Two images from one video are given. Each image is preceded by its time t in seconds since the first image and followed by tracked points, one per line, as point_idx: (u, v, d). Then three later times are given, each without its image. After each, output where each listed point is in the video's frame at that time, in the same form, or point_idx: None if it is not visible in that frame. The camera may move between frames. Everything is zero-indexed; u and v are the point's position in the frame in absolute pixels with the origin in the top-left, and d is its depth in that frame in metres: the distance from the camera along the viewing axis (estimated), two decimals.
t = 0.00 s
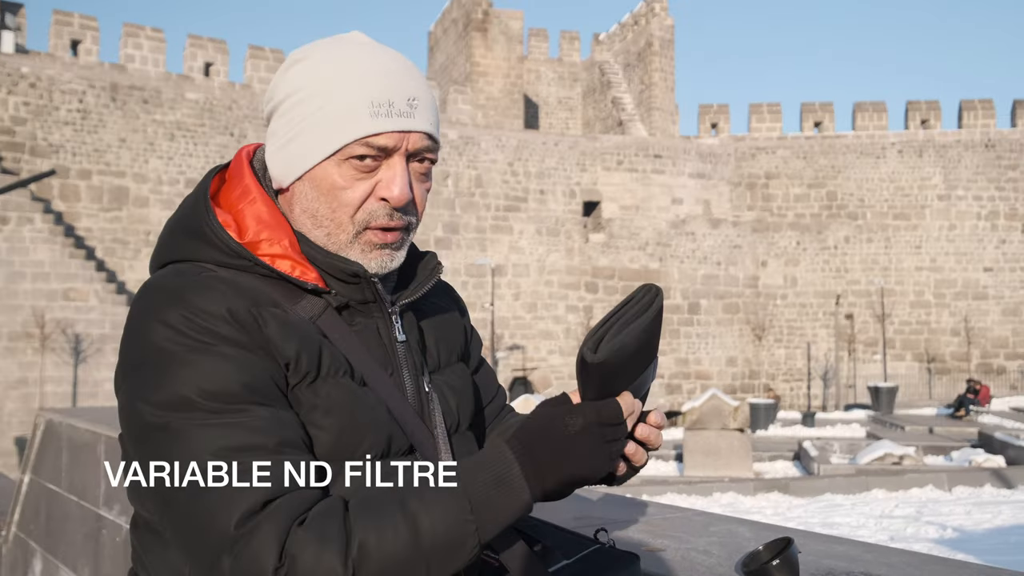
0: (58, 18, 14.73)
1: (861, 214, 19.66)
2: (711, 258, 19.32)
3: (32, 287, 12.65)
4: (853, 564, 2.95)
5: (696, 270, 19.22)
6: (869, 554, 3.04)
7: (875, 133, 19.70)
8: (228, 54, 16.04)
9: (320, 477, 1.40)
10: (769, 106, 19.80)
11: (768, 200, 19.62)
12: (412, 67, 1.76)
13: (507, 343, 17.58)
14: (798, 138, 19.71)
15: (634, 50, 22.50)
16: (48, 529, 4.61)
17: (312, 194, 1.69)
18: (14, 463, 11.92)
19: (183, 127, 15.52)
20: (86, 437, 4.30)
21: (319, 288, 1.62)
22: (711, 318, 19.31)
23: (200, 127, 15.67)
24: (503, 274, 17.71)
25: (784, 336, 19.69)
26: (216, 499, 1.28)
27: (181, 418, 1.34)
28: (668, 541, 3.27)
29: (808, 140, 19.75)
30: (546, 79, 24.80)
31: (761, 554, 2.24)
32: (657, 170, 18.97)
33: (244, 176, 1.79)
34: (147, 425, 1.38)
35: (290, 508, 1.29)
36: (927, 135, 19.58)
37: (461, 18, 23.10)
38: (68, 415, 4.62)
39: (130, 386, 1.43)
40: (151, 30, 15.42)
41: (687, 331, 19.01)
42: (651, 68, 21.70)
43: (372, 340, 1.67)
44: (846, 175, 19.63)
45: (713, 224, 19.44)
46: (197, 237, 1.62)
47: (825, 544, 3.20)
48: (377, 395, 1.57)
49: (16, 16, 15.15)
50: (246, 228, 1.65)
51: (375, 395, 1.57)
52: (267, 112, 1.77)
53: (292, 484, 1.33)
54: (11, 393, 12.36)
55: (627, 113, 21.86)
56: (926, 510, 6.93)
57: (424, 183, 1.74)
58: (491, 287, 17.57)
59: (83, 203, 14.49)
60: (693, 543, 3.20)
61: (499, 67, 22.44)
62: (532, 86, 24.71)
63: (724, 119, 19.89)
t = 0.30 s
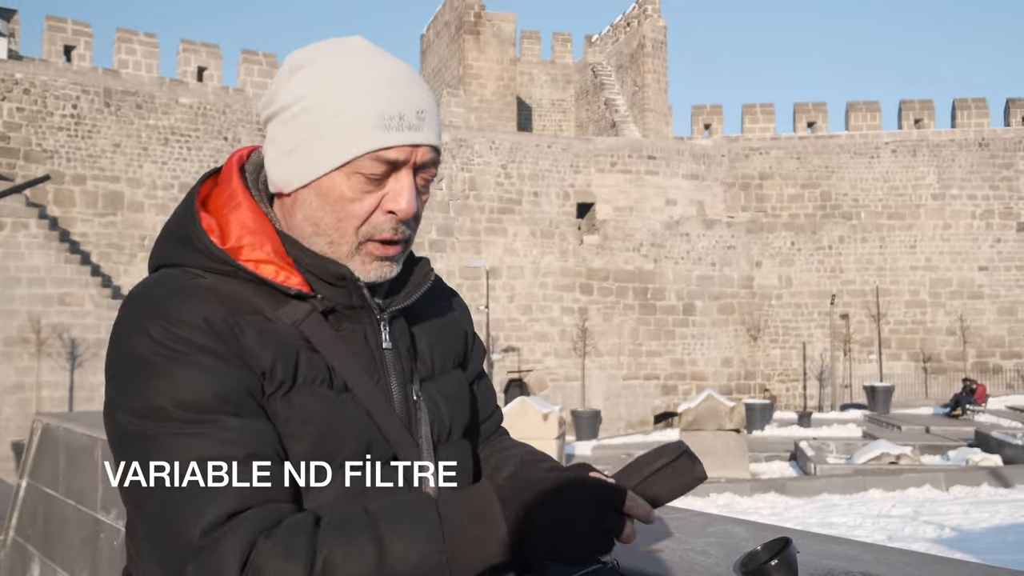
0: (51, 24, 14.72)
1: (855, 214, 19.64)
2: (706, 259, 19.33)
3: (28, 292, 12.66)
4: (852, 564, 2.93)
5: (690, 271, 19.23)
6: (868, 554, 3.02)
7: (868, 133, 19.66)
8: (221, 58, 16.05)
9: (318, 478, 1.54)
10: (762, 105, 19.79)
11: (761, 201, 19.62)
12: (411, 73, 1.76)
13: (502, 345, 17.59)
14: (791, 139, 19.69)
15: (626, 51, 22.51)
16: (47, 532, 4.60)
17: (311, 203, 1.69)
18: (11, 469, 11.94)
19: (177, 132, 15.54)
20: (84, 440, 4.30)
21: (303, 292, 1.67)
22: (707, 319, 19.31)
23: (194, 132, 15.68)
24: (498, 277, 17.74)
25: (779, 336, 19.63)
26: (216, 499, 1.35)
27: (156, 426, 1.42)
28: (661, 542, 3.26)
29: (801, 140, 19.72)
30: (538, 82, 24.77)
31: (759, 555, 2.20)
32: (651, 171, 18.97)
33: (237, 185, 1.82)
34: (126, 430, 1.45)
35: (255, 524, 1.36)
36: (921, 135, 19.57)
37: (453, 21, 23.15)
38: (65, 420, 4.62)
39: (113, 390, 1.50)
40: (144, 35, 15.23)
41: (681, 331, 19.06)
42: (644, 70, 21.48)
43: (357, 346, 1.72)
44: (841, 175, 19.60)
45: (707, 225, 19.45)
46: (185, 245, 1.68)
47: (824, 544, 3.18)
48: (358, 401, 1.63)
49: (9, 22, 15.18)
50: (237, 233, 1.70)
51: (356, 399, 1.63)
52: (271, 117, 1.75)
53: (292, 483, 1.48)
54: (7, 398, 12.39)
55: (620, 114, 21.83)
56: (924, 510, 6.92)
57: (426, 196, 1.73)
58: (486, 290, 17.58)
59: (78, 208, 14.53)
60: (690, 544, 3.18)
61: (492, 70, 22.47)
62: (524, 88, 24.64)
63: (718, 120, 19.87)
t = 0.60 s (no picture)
0: (52, 28, 14.76)
1: (856, 214, 19.57)
2: (706, 260, 19.30)
3: (30, 295, 12.73)
4: (856, 565, 2.93)
5: (691, 272, 19.20)
6: (870, 556, 3.02)
7: (868, 132, 19.60)
8: (221, 61, 16.08)
9: (317, 480, 1.14)
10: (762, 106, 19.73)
11: (762, 201, 19.53)
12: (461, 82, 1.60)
13: (503, 347, 17.60)
14: (791, 139, 19.66)
15: (625, 52, 22.55)
16: (50, 534, 4.62)
17: (382, 215, 1.45)
18: (13, 471, 12.02)
19: (179, 135, 15.60)
20: (87, 443, 4.32)
21: (359, 297, 1.42)
22: (708, 320, 19.30)
23: (195, 135, 15.73)
24: (498, 278, 17.75)
25: (780, 336, 19.55)
26: (228, 498, 1.16)
27: (242, 432, 1.16)
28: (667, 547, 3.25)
29: (801, 140, 19.67)
30: (537, 83, 24.82)
31: (763, 556, 2.11)
32: (651, 172, 18.97)
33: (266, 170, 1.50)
34: (198, 437, 1.19)
35: (388, 509, 1.18)
36: (922, 134, 19.50)
37: (451, 23, 23.27)
38: (69, 422, 4.64)
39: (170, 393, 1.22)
40: (145, 38, 15.41)
41: (682, 333, 19.05)
42: (643, 71, 21.46)
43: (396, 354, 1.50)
44: (841, 175, 19.55)
45: (708, 225, 19.42)
46: (230, 234, 1.37)
47: (827, 545, 3.18)
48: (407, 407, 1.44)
49: (10, 26, 15.26)
50: (285, 228, 1.40)
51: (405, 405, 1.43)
52: (335, 127, 1.44)
53: (291, 485, 1.14)
54: (11, 401, 12.47)
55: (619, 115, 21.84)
56: (926, 511, 6.88)
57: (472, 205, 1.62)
58: (486, 292, 17.61)
59: (80, 211, 14.62)
60: (694, 546, 3.17)
61: (491, 71, 22.54)
62: (523, 90, 24.56)
63: (717, 120, 19.85)
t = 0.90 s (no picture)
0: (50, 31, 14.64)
1: (856, 213, 19.61)
2: (707, 260, 19.32)
3: (30, 299, 12.69)
4: (860, 565, 2.77)
5: (692, 272, 19.22)
6: (873, 556, 2.87)
7: (868, 132, 19.64)
8: (220, 63, 16.02)
9: (318, 480, 1.19)
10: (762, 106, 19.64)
11: (762, 201, 19.58)
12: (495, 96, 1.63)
13: (504, 348, 17.58)
14: (792, 139, 19.68)
15: (625, 53, 22.62)
16: (50, 538, 4.60)
17: (462, 225, 1.46)
18: (14, 475, 11.98)
19: (178, 137, 15.60)
20: (87, 445, 4.31)
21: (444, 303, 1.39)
22: (708, 320, 19.35)
23: (195, 137, 15.75)
24: (498, 279, 17.74)
25: (781, 336, 19.57)
26: (277, 498, 1.25)
27: (383, 438, 1.16)
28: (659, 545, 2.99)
29: (802, 140, 19.71)
30: (538, 84, 24.62)
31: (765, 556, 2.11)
32: (651, 172, 18.97)
33: (348, 169, 1.45)
34: (329, 440, 1.17)
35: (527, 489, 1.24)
36: (921, 134, 19.53)
37: (452, 24, 23.34)
38: (69, 426, 4.62)
39: (299, 395, 1.19)
40: (144, 41, 15.35)
41: (683, 333, 19.08)
42: (643, 71, 21.73)
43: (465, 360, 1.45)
44: (841, 175, 19.59)
45: (708, 225, 19.43)
46: (329, 231, 1.30)
47: (828, 545, 3.02)
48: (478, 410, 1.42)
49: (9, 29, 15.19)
50: (384, 224, 1.36)
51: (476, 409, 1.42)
52: (418, 143, 1.42)
53: (293, 485, 1.24)
54: (10, 405, 12.41)
55: (620, 116, 21.86)
56: (927, 509, 6.90)
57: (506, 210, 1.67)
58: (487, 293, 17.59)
59: (79, 214, 14.57)
60: (695, 546, 2.90)
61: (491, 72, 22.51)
62: (524, 91, 24.21)
63: (718, 121, 19.85)
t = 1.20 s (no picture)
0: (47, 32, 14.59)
1: (853, 215, 19.65)
2: (705, 261, 19.35)
3: (26, 301, 12.64)
4: (857, 566, 2.77)
5: (689, 273, 19.26)
6: (870, 556, 2.87)
7: (865, 133, 19.70)
8: (217, 65, 16.00)
9: (317, 479, 1.33)
10: (759, 108, 19.77)
11: (760, 203, 19.60)
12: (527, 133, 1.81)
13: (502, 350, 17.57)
14: (789, 141, 19.72)
15: (623, 55, 22.72)
16: (46, 542, 4.58)
17: (516, 245, 1.60)
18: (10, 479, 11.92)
19: (175, 139, 15.57)
20: (83, 449, 4.29)
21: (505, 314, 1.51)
22: (706, 322, 19.38)
23: (192, 139, 15.72)
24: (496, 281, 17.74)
25: (778, 338, 19.61)
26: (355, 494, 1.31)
27: (469, 433, 1.25)
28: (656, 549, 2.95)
29: (799, 141, 19.75)
30: (536, 86, 24.55)
31: (762, 558, 2.03)
32: (649, 174, 19.03)
33: (420, 180, 1.54)
34: (420, 433, 1.25)
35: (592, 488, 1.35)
36: (917, 135, 19.58)
37: (450, 26, 23.39)
38: (65, 429, 4.61)
39: (389, 390, 1.27)
40: (140, 42, 15.32)
41: (680, 334, 19.13)
42: (641, 73, 21.88)
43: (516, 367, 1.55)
44: (838, 177, 19.63)
45: (706, 227, 19.45)
46: (410, 236, 1.37)
47: (827, 546, 3.03)
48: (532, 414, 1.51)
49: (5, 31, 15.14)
50: (462, 237, 1.47)
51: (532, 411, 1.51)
52: (489, 164, 1.55)
53: (292, 484, 1.36)
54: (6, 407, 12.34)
55: (617, 118, 21.86)
56: (924, 510, 6.91)
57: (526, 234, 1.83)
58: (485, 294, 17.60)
59: (76, 216, 14.52)
60: (692, 547, 2.88)
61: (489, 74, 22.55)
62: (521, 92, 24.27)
63: (715, 123, 19.87)
